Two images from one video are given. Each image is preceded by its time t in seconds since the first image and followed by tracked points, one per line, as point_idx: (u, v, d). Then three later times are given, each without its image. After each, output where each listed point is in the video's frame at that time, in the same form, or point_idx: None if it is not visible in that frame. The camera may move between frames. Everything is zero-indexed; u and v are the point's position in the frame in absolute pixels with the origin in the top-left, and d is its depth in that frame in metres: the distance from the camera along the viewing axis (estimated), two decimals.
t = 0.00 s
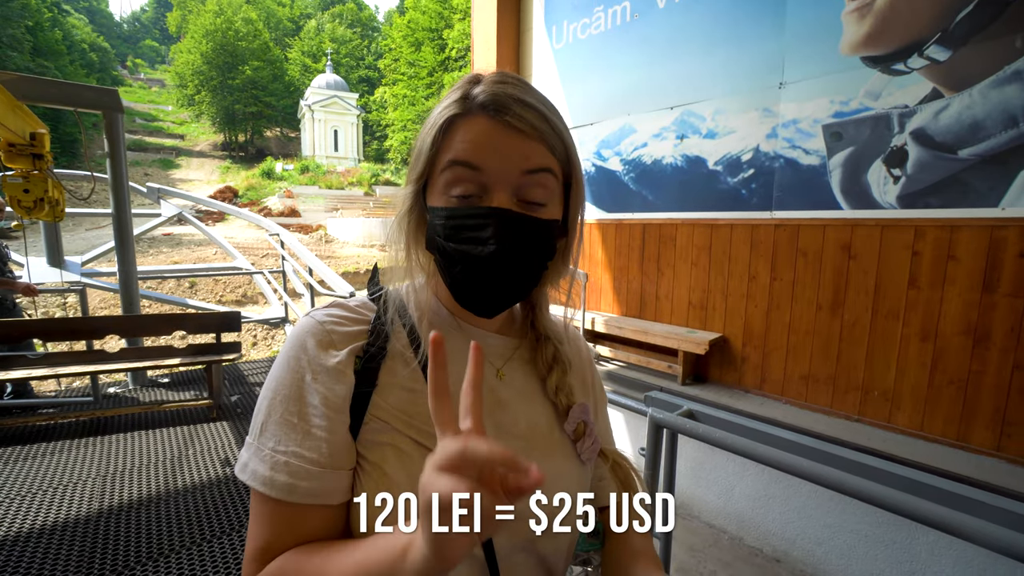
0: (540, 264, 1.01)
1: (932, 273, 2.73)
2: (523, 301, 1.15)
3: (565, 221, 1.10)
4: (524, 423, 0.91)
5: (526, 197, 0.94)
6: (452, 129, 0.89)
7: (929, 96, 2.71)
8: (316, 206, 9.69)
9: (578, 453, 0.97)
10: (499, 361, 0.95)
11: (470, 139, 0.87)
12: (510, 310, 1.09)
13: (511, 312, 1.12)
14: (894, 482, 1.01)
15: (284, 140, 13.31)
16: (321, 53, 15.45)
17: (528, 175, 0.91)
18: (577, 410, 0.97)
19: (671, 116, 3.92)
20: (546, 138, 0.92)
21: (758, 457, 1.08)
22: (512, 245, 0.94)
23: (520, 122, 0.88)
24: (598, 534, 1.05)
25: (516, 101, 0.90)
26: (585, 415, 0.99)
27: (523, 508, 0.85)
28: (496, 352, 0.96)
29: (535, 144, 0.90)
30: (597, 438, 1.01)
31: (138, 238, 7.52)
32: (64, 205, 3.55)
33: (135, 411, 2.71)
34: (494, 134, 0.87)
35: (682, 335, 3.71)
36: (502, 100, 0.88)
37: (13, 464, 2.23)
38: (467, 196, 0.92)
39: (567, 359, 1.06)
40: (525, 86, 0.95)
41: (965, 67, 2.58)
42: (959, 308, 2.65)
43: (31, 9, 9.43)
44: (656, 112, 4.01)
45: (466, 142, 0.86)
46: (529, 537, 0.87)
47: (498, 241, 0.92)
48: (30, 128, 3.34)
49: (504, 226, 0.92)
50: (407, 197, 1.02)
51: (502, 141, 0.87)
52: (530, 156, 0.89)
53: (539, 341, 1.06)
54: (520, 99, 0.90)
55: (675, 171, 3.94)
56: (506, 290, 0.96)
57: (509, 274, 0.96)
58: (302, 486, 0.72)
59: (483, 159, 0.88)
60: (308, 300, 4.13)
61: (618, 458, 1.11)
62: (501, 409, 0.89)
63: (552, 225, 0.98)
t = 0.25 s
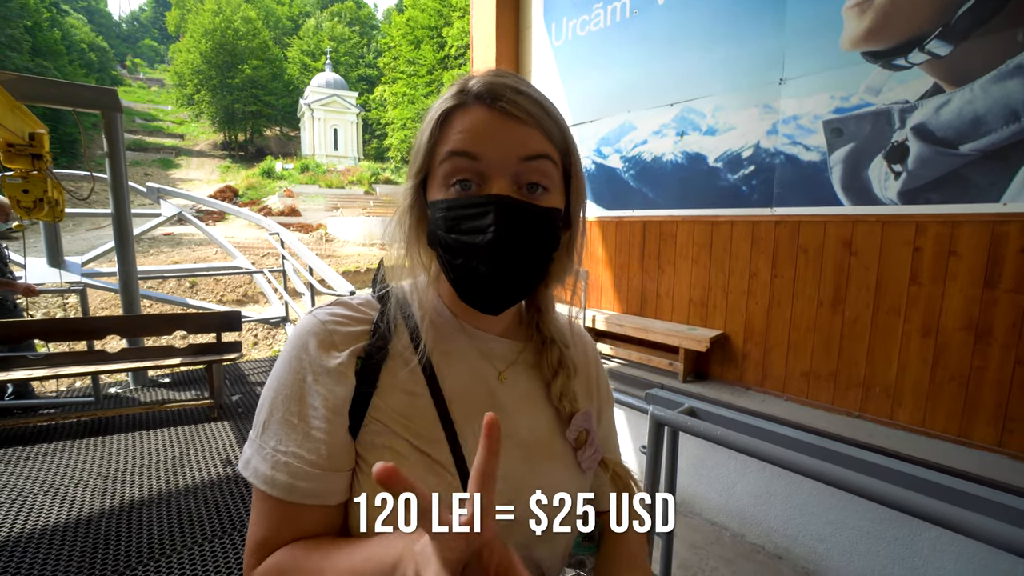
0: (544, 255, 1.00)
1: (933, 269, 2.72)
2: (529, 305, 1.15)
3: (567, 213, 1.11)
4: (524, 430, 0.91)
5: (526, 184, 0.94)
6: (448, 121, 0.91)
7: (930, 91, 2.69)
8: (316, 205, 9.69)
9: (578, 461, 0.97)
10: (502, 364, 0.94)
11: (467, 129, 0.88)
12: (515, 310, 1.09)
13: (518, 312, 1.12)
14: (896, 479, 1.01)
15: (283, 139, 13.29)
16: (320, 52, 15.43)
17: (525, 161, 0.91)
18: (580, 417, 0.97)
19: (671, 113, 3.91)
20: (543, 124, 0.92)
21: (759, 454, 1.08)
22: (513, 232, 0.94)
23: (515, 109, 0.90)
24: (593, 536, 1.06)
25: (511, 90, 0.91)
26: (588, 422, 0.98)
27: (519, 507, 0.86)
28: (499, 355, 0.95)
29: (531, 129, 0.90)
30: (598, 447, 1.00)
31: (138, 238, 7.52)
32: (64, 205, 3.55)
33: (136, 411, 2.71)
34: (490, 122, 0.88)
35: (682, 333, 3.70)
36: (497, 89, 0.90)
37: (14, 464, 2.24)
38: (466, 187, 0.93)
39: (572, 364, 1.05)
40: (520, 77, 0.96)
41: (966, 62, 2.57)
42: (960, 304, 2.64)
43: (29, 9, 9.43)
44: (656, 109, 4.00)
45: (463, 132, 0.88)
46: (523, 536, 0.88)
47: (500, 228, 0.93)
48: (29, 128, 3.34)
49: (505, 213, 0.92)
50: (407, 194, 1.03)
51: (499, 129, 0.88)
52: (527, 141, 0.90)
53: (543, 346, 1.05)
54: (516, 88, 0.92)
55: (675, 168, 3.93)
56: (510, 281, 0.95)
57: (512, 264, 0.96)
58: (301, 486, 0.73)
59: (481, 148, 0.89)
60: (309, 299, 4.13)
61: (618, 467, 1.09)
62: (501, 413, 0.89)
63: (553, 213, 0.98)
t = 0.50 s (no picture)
0: (543, 250, 1.00)
1: (934, 265, 2.71)
2: (527, 299, 1.14)
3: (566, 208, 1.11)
4: (522, 426, 0.90)
5: (525, 178, 0.94)
6: (447, 117, 0.90)
7: (931, 87, 2.68)
8: (316, 204, 9.70)
9: (574, 456, 0.97)
10: (500, 360, 0.94)
11: (465, 123, 0.88)
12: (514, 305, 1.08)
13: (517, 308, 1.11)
14: (897, 476, 1.01)
15: (283, 138, 13.29)
16: (319, 51, 15.42)
17: (526, 156, 0.91)
18: (576, 413, 0.97)
19: (671, 110, 3.90)
20: (541, 118, 0.92)
21: (759, 451, 1.07)
22: (513, 227, 0.93)
23: (514, 104, 0.89)
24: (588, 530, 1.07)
25: (509, 84, 0.91)
26: (585, 418, 0.98)
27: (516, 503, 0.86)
28: (498, 352, 0.94)
29: (530, 125, 0.90)
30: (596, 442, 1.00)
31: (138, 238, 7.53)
32: (63, 205, 3.54)
33: (137, 411, 2.71)
34: (489, 116, 0.88)
35: (683, 330, 3.70)
36: (495, 84, 0.90)
37: (14, 464, 2.24)
38: (465, 182, 0.92)
39: (571, 360, 1.05)
40: (517, 72, 0.96)
41: (968, 57, 2.56)
42: (961, 301, 2.64)
43: (27, 9, 9.42)
44: (656, 106, 3.99)
45: (462, 127, 0.87)
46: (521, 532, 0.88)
47: (500, 223, 0.92)
48: (27, 128, 3.33)
49: (505, 207, 0.91)
50: (406, 191, 1.03)
51: (497, 122, 0.88)
52: (527, 136, 0.90)
53: (542, 340, 1.04)
54: (513, 83, 0.91)
55: (675, 165, 3.92)
56: (510, 276, 0.95)
57: (512, 259, 0.96)
58: (301, 481, 0.72)
59: (480, 143, 0.88)
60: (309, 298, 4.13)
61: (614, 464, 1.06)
62: (497, 410, 0.89)
63: (553, 209, 0.97)
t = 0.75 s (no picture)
0: (543, 244, 1.00)
1: (936, 263, 2.71)
2: (526, 295, 1.13)
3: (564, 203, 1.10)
4: (521, 419, 0.90)
5: (524, 173, 0.94)
6: (448, 113, 0.90)
7: (933, 84, 2.67)
8: (316, 201, 9.71)
9: (569, 448, 0.96)
10: (500, 354, 0.93)
11: (467, 119, 0.87)
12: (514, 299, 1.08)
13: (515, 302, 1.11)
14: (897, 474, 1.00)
15: (283, 135, 13.29)
16: (320, 48, 15.40)
17: (525, 152, 0.91)
18: (575, 406, 0.96)
19: (671, 108, 3.89)
20: (540, 114, 0.92)
21: (758, 449, 1.07)
22: (514, 221, 0.93)
23: (513, 101, 0.89)
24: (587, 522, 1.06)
25: (508, 80, 0.91)
26: (582, 411, 0.97)
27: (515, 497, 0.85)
28: (498, 345, 0.94)
29: (530, 121, 0.90)
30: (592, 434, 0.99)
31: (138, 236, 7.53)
32: (63, 203, 3.54)
33: (136, 409, 2.71)
34: (490, 111, 0.87)
35: (683, 328, 3.69)
36: (495, 80, 0.90)
37: (14, 462, 2.24)
38: (467, 177, 0.92)
39: (569, 354, 1.04)
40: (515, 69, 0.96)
41: (970, 54, 2.55)
42: (962, 299, 2.63)
43: (27, 6, 9.42)
44: (656, 104, 3.98)
45: (463, 123, 0.87)
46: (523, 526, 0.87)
47: (501, 217, 0.92)
48: (27, 125, 3.32)
49: (506, 201, 0.91)
50: (409, 188, 1.02)
51: (497, 118, 0.88)
52: (526, 132, 0.90)
53: (540, 334, 1.04)
54: (513, 79, 0.91)
55: (675, 162, 3.91)
56: (510, 271, 0.94)
57: (513, 253, 0.96)
58: (305, 466, 0.73)
59: (481, 138, 0.88)
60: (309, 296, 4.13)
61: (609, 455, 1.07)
62: (497, 405, 0.88)
63: (553, 204, 0.97)
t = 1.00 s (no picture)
0: (535, 243, 1.00)
1: (936, 262, 2.71)
2: (519, 286, 1.13)
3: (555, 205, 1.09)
4: (520, 405, 0.89)
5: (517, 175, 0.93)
6: (443, 113, 0.89)
7: (933, 83, 2.67)
8: (316, 201, 9.73)
9: (572, 431, 0.95)
10: (496, 343, 0.94)
11: (463, 120, 0.87)
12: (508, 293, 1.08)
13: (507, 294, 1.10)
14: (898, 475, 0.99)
15: (283, 136, 13.30)
16: (320, 48, 15.40)
17: (519, 155, 0.90)
18: (572, 389, 0.96)
19: (671, 107, 3.88)
20: (535, 117, 0.91)
21: (759, 450, 1.07)
22: (507, 221, 0.93)
23: (508, 103, 0.88)
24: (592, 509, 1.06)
25: (504, 83, 0.90)
26: (581, 394, 0.97)
27: (521, 482, 0.85)
28: (493, 336, 0.95)
29: (524, 124, 0.89)
30: (592, 415, 0.99)
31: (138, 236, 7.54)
32: (63, 202, 3.53)
33: (136, 408, 2.71)
34: (485, 113, 0.87)
35: (683, 328, 3.69)
36: (491, 82, 0.89)
37: (14, 463, 2.23)
38: (461, 177, 0.91)
39: (564, 340, 1.04)
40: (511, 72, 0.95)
41: (970, 54, 2.55)
42: (963, 298, 2.63)
43: (27, 6, 9.44)
44: (656, 104, 3.98)
45: (459, 124, 0.87)
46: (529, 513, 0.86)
47: (495, 217, 0.91)
48: (26, 125, 3.34)
49: (499, 201, 0.91)
50: (402, 185, 1.01)
51: (493, 119, 0.87)
52: (520, 135, 0.89)
53: (534, 323, 1.04)
54: (509, 82, 0.90)
55: (675, 162, 3.91)
56: (502, 271, 0.94)
57: (507, 252, 0.95)
58: (313, 460, 0.73)
59: (475, 139, 0.87)
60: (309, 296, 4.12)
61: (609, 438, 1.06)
62: (496, 390, 0.88)
63: (545, 205, 0.97)
